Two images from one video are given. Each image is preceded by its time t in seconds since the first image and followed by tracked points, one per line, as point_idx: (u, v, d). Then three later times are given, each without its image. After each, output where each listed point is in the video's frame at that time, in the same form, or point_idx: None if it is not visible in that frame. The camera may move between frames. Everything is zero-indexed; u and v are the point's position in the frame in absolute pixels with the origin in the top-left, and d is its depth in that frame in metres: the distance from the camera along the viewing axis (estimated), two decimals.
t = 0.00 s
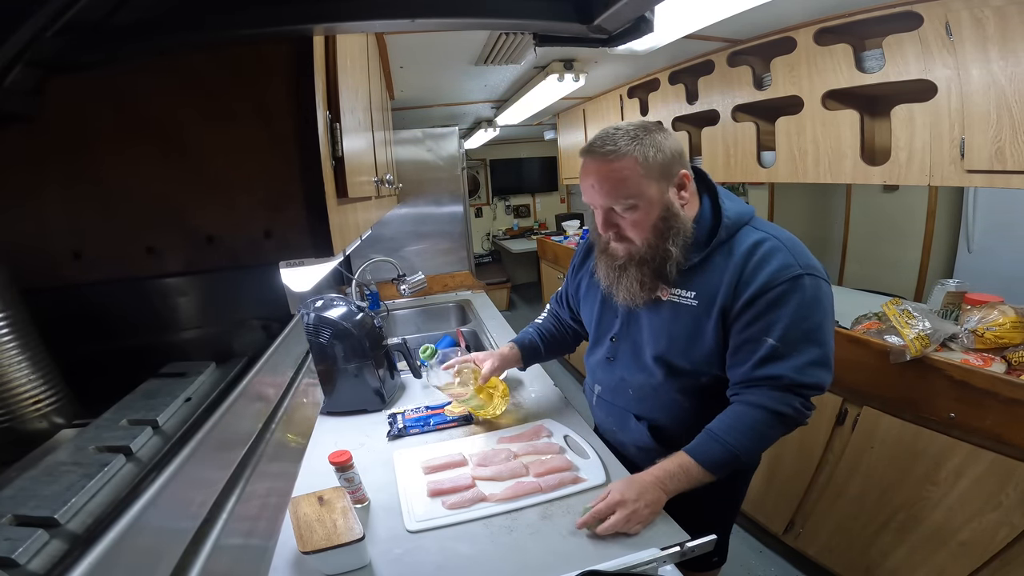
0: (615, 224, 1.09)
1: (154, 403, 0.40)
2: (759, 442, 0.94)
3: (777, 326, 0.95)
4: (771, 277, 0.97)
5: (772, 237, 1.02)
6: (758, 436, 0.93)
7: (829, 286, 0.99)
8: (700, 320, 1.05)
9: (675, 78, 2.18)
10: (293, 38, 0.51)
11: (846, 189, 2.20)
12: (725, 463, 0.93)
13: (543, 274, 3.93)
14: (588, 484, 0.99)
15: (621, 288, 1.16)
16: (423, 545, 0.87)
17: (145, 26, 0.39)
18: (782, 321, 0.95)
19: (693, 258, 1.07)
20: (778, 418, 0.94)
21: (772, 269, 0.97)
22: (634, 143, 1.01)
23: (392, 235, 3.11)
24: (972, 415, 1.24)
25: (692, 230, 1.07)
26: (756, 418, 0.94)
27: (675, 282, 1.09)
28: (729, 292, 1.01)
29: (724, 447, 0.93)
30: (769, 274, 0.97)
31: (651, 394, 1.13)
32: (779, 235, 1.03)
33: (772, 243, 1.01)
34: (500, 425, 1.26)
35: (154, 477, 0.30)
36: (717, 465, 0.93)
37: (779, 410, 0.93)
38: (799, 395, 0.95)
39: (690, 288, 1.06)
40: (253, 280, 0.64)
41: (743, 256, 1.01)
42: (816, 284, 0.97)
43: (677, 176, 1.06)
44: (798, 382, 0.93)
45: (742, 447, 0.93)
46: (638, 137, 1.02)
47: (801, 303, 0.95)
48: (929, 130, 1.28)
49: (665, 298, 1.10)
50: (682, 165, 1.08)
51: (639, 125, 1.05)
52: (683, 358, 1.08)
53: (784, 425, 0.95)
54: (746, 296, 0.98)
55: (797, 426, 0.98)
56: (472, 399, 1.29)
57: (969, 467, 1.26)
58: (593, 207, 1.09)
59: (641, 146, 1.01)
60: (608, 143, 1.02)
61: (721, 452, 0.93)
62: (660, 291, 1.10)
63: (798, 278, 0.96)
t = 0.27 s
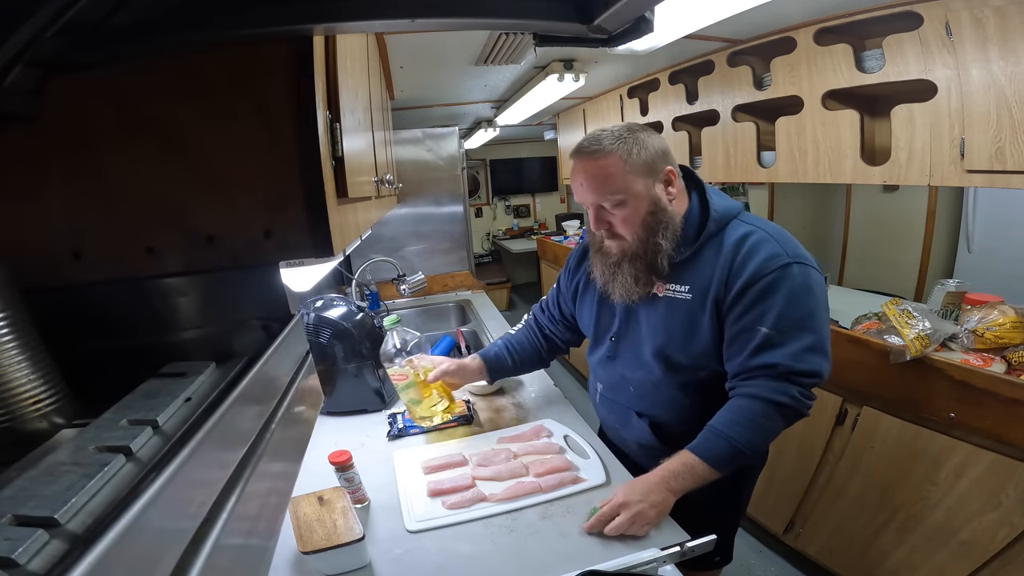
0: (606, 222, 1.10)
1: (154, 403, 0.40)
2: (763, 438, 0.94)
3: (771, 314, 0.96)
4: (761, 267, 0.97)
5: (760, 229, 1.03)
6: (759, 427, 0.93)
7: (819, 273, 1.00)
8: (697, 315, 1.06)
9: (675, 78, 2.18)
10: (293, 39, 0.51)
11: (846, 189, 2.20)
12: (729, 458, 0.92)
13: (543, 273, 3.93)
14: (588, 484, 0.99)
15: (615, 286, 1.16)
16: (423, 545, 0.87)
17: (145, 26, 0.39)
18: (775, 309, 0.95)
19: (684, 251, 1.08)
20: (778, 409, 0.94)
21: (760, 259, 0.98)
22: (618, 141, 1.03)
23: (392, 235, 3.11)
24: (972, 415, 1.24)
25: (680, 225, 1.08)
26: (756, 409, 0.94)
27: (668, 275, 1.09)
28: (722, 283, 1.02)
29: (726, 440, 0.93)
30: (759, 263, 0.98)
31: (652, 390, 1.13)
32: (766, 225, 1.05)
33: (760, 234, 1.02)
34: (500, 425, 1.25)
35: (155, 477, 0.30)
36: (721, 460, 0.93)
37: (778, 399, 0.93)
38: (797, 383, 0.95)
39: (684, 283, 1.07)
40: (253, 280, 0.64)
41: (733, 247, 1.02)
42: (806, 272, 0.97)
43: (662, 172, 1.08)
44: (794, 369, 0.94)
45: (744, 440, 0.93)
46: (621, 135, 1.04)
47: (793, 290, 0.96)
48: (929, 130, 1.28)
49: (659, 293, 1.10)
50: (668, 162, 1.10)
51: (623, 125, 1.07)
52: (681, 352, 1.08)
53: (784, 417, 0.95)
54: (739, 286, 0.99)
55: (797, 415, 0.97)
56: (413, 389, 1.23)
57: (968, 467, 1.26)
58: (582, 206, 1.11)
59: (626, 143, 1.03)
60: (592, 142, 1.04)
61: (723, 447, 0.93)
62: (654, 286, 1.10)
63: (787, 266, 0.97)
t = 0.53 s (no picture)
0: (597, 227, 1.10)
1: (154, 403, 0.40)
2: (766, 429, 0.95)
3: (765, 308, 0.97)
4: (753, 262, 0.99)
5: (747, 227, 1.05)
6: (762, 420, 0.94)
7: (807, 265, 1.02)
8: (699, 314, 1.06)
9: (675, 78, 2.18)
10: (291, 39, 0.50)
11: (846, 189, 2.21)
12: (734, 452, 0.94)
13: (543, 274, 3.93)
14: (588, 484, 0.99)
15: (611, 292, 1.15)
16: (423, 545, 0.87)
17: (145, 26, 0.39)
18: (769, 303, 0.97)
19: (678, 251, 1.08)
20: (779, 400, 0.95)
21: (751, 255, 1.00)
22: (602, 147, 1.04)
23: (392, 235, 3.12)
24: (972, 415, 1.24)
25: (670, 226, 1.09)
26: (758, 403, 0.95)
27: (663, 277, 1.09)
28: (718, 280, 1.03)
29: (732, 434, 0.94)
30: (751, 258, 1.00)
31: (659, 391, 1.13)
32: (753, 221, 1.07)
33: (749, 230, 1.04)
34: (500, 425, 1.25)
35: (155, 476, 0.30)
36: (726, 454, 0.94)
37: (778, 389, 0.95)
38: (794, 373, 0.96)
39: (681, 284, 1.07)
40: (252, 280, 0.62)
41: (724, 245, 1.04)
42: (796, 264, 0.99)
43: (648, 175, 1.09)
44: (790, 359, 0.95)
45: (748, 432, 0.94)
46: (605, 142, 1.06)
47: (786, 283, 0.97)
48: (929, 130, 1.28)
49: (657, 296, 1.10)
50: (653, 165, 1.11)
51: (607, 132, 1.09)
52: (685, 351, 1.08)
53: (785, 408, 0.96)
54: (734, 283, 1.01)
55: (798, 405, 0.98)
56: (364, 413, 1.14)
57: (968, 467, 1.26)
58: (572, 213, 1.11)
59: (610, 149, 1.04)
60: (577, 149, 1.05)
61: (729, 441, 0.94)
62: (650, 289, 1.10)
63: (778, 259, 0.99)
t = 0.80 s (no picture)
0: (594, 230, 1.10)
1: (154, 403, 0.40)
2: (748, 416, 0.95)
3: (758, 303, 0.97)
4: (747, 257, 0.99)
5: (743, 223, 1.04)
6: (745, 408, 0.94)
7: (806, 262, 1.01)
8: (694, 310, 1.06)
9: (675, 78, 2.18)
10: (292, 38, 0.50)
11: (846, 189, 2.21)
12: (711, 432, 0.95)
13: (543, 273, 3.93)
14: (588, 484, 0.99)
15: (609, 295, 1.15)
16: (423, 545, 0.87)
17: (145, 27, 0.39)
18: (762, 298, 0.96)
19: (674, 252, 1.08)
20: (767, 393, 0.94)
21: (744, 251, 1.00)
22: (597, 149, 1.05)
23: (393, 235, 3.12)
24: (972, 415, 1.24)
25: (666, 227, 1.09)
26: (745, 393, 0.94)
27: (660, 278, 1.09)
28: (713, 276, 1.03)
29: (711, 416, 0.95)
30: (745, 254, 1.00)
31: (661, 391, 1.13)
32: (750, 219, 1.07)
33: (744, 226, 1.04)
34: (500, 425, 1.25)
35: (155, 476, 0.30)
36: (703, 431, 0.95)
37: (767, 382, 0.94)
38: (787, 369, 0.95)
39: (678, 283, 1.07)
40: (253, 280, 0.62)
41: (719, 242, 1.04)
42: (792, 260, 0.99)
43: (644, 177, 1.09)
44: (783, 355, 0.94)
45: (728, 417, 0.95)
46: (601, 144, 1.06)
47: (779, 278, 0.97)
48: (929, 130, 1.28)
49: (654, 297, 1.10)
50: (648, 167, 1.11)
51: (602, 135, 1.09)
52: (685, 349, 1.09)
53: (773, 403, 0.95)
54: (728, 277, 1.01)
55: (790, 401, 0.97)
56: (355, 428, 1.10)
57: (968, 467, 1.26)
58: (569, 216, 1.11)
59: (605, 151, 1.04)
60: (573, 152, 1.05)
61: (708, 419, 0.95)
62: (648, 290, 1.10)
63: (772, 255, 0.98)
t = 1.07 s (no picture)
0: (595, 222, 1.10)
1: (154, 403, 0.40)
2: (718, 424, 0.95)
3: (737, 307, 0.95)
4: (732, 259, 0.97)
5: (737, 223, 1.02)
6: (709, 416, 0.94)
7: (799, 268, 0.98)
8: (678, 310, 1.06)
9: (675, 78, 2.18)
10: (292, 38, 0.51)
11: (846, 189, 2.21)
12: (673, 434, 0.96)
13: (543, 273, 3.93)
14: (587, 484, 0.99)
15: (608, 287, 1.16)
16: (423, 545, 0.87)
17: (145, 27, 0.39)
18: (742, 302, 0.95)
19: (670, 248, 1.07)
20: (735, 402, 0.93)
21: (731, 253, 0.98)
22: (601, 141, 1.04)
23: (392, 234, 3.12)
24: (972, 415, 1.24)
25: (667, 222, 1.08)
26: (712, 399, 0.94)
27: (656, 273, 1.09)
28: (698, 276, 1.02)
29: (677, 419, 0.95)
30: (731, 256, 0.98)
31: (649, 390, 1.14)
32: (747, 220, 1.04)
33: (736, 228, 1.02)
34: (500, 425, 1.25)
35: (155, 476, 0.30)
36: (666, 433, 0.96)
37: (734, 391, 0.93)
38: (758, 378, 0.93)
39: (670, 280, 1.07)
40: (251, 280, 0.63)
41: (708, 243, 1.02)
42: (780, 265, 0.96)
43: (648, 171, 1.09)
44: (754, 363, 0.93)
45: (694, 422, 0.94)
46: (605, 136, 1.06)
47: (761, 283, 0.94)
48: (929, 130, 1.28)
49: (648, 292, 1.10)
50: (653, 161, 1.11)
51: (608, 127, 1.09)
52: (674, 349, 1.09)
53: (740, 412, 0.94)
54: (711, 278, 1.00)
55: (756, 411, 0.96)
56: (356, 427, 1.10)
57: (968, 467, 1.26)
58: (571, 208, 1.12)
59: (609, 144, 1.04)
60: (577, 143, 1.06)
61: (675, 422, 0.95)
62: (644, 285, 1.10)
63: (758, 259, 0.96)
